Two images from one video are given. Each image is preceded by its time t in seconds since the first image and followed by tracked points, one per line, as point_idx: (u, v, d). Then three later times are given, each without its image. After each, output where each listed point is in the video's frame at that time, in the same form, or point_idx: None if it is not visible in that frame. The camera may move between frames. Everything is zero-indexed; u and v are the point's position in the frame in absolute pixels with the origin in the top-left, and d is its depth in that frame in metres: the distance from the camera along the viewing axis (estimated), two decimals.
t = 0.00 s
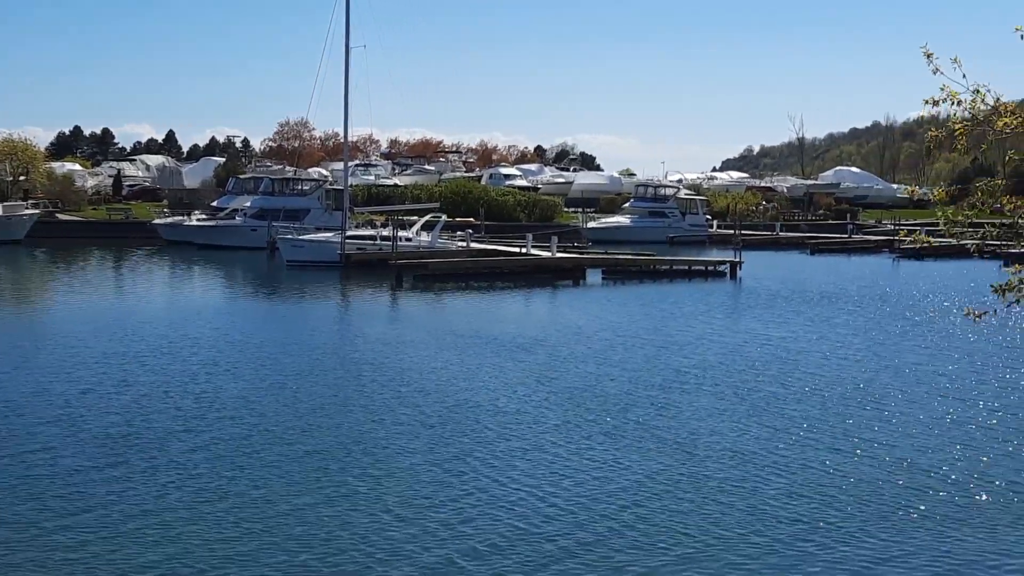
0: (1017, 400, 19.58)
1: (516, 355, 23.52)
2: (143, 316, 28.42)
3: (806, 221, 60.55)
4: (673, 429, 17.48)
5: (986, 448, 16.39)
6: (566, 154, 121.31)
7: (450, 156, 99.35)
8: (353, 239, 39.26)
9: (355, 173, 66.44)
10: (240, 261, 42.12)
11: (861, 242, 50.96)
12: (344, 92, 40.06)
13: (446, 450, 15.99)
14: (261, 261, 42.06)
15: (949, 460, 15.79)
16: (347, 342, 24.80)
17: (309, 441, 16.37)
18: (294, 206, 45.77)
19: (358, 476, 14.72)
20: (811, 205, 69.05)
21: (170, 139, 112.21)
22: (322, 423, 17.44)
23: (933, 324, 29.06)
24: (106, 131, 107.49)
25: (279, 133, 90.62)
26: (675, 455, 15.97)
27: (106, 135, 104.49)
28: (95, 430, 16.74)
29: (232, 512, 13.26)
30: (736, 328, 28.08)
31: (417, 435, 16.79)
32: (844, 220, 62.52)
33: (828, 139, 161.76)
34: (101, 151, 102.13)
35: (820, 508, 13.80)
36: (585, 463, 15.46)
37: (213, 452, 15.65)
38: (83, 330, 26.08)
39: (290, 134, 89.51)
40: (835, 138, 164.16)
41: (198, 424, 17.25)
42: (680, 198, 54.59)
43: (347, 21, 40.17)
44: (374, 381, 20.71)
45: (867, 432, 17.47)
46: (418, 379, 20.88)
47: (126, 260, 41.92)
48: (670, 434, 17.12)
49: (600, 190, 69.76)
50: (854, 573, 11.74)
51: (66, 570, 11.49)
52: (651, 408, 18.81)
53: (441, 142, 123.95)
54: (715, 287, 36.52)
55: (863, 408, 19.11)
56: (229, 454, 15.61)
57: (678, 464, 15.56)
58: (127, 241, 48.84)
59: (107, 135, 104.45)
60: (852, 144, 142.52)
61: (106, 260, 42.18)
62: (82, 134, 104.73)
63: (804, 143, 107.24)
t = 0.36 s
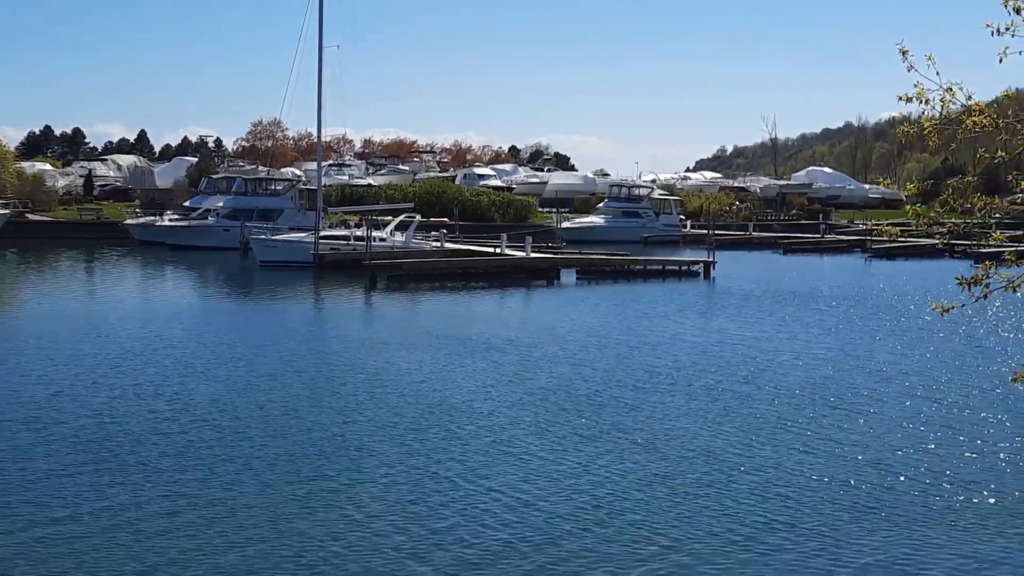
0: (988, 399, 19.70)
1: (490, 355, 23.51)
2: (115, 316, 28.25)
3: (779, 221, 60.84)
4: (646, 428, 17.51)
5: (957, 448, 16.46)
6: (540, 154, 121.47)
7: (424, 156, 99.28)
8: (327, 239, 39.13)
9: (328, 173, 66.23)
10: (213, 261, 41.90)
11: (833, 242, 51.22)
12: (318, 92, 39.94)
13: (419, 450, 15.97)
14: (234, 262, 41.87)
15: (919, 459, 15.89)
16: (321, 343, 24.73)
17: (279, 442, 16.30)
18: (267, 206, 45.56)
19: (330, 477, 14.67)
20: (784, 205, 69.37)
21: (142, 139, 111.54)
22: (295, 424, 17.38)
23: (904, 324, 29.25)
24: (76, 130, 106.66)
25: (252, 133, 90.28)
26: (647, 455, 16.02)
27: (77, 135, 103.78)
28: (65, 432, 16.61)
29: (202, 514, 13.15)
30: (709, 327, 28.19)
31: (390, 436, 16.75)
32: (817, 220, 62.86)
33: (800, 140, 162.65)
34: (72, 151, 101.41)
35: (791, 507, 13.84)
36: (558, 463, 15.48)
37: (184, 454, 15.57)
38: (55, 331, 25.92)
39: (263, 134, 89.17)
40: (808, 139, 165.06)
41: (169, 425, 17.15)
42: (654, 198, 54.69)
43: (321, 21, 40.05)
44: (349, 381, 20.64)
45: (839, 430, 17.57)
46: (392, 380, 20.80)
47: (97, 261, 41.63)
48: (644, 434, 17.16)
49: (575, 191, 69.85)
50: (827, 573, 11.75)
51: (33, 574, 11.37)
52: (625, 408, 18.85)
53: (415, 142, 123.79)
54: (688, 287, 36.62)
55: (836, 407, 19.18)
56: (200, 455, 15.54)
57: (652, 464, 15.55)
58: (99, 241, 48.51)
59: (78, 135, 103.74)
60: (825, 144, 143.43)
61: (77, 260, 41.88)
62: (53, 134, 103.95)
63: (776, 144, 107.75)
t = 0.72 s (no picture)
0: (961, 398, 19.82)
1: (465, 355, 23.49)
2: (87, 317, 28.03)
3: (754, 220, 61.06)
4: (620, 428, 17.54)
5: (928, 447, 16.57)
6: (515, 153, 121.46)
7: (400, 155, 99.07)
8: (302, 239, 38.99)
9: (303, 172, 65.98)
10: (187, 261, 41.67)
11: (807, 242, 51.46)
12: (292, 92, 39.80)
13: (393, 451, 15.94)
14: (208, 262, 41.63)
15: (889, 458, 16.01)
16: (295, 343, 24.63)
17: (253, 443, 16.24)
18: (242, 206, 45.34)
19: (303, 478, 14.63)
20: (759, 204, 69.61)
21: (115, 138, 110.81)
22: (269, 425, 17.31)
23: (878, 323, 29.41)
24: (47, 129, 105.83)
25: (226, 133, 89.86)
26: (622, 454, 16.07)
27: (49, 134, 103.00)
28: (37, 434, 16.48)
29: (175, 516, 13.10)
30: (683, 326, 28.26)
31: (364, 436, 16.71)
32: (791, 220, 63.12)
33: (774, 139, 163.41)
34: (43, 150, 100.65)
35: (764, 506, 13.92)
36: (533, 463, 15.49)
37: (157, 455, 15.49)
38: (26, 332, 25.71)
39: (237, 133, 88.77)
40: (781, 138, 165.84)
41: (142, 427, 17.05)
42: (629, 198, 54.67)
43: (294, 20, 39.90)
44: (323, 381, 20.56)
45: (812, 430, 17.66)
46: (367, 380, 20.71)
47: (70, 260, 41.31)
48: (618, 433, 17.19)
49: (550, 190, 69.87)
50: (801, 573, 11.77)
51: None
52: (599, 408, 18.88)
53: (390, 141, 123.53)
54: (663, 286, 36.71)
55: (810, 406, 19.24)
56: (173, 456, 15.46)
57: (627, 465, 15.54)
58: (71, 241, 48.12)
59: (50, 134, 102.96)
60: (799, 144, 144.11)
61: (50, 260, 41.55)
62: (24, 133, 103.10)
63: (750, 143, 108.14)
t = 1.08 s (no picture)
0: (938, 397, 19.93)
1: (443, 355, 23.47)
2: (64, 317, 27.88)
3: (732, 220, 61.26)
4: (599, 428, 17.55)
5: (905, 446, 16.66)
6: (494, 153, 121.50)
7: (379, 155, 98.96)
8: (280, 238, 38.87)
9: (281, 172, 65.77)
10: (164, 261, 41.45)
11: (785, 242, 51.67)
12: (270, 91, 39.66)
13: (371, 452, 15.90)
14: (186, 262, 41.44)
15: (867, 457, 16.08)
16: (273, 343, 24.56)
17: (230, 444, 16.16)
18: (219, 205, 45.13)
19: (281, 479, 14.57)
20: (737, 204, 69.81)
21: (91, 138, 110.21)
22: (246, 426, 17.23)
23: (855, 322, 29.55)
24: (23, 129, 105.16)
25: (203, 132, 89.53)
26: (600, 454, 16.08)
27: (25, 134, 102.33)
28: (13, 437, 16.35)
29: (153, 518, 13.02)
30: (662, 327, 28.32)
31: (342, 437, 16.66)
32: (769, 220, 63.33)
33: (752, 139, 164.05)
34: (19, 150, 99.98)
35: (742, 505, 13.96)
36: (511, 463, 15.48)
37: (133, 458, 15.40)
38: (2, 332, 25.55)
39: (215, 132, 88.46)
40: (759, 138, 166.51)
41: (119, 428, 16.95)
42: (608, 198, 54.77)
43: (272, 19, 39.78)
44: (301, 382, 20.50)
45: (790, 429, 17.73)
46: (345, 381, 20.65)
47: (46, 261, 41.03)
48: (597, 434, 17.21)
49: (529, 190, 69.87)
50: (782, 573, 11.80)
51: None
52: (578, 408, 18.88)
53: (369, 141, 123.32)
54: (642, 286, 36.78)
55: (788, 406, 19.31)
56: (150, 459, 15.37)
57: (605, 465, 15.55)
58: (47, 241, 47.79)
59: (25, 134, 102.29)
60: (777, 144, 144.77)
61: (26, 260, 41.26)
62: None
63: (729, 143, 108.54)
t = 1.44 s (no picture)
0: (915, 397, 20.01)
1: (422, 355, 23.44)
2: (41, 318, 27.74)
3: (710, 220, 61.41)
4: (578, 428, 17.56)
5: (882, 445, 16.74)
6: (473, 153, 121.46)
7: (357, 155, 98.82)
8: (258, 238, 38.72)
9: (260, 172, 65.54)
10: (141, 261, 41.24)
11: (763, 241, 51.84)
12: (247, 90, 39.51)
13: (350, 453, 15.85)
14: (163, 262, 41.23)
15: (844, 457, 16.15)
16: (252, 344, 24.50)
17: (208, 446, 16.08)
18: (197, 205, 44.91)
19: (259, 481, 14.51)
20: (715, 205, 69.97)
21: (68, 137, 109.63)
22: (225, 427, 17.15)
23: (833, 321, 29.69)
24: None
25: (181, 132, 89.17)
26: (579, 454, 16.09)
27: None
28: None
29: (128, 520, 12.95)
30: (641, 326, 28.39)
31: (319, 438, 16.59)
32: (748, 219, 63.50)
33: (730, 140, 164.65)
34: None
35: (720, 505, 14.00)
36: (490, 464, 15.46)
37: (109, 460, 15.31)
38: None
39: (193, 132, 88.11)
40: (737, 139, 167.07)
41: (96, 430, 16.86)
42: (587, 198, 54.72)
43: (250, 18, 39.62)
44: (279, 383, 20.44)
45: (768, 429, 17.78)
46: (324, 382, 20.59)
47: (22, 261, 40.75)
48: (576, 434, 17.22)
49: (509, 190, 69.84)
50: (760, 573, 11.82)
51: None
52: (558, 408, 18.90)
53: (347, 141, 123.09)
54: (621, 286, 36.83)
55: (766, 406, 19.38)
56: (126, 460, 15.29)
57: (583, 465, 15.57)
58: (24, 241, 47.47)
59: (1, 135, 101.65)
60: (755, 144, 145.32)
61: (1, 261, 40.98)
62: None
63: (707, 143, 108.89)
